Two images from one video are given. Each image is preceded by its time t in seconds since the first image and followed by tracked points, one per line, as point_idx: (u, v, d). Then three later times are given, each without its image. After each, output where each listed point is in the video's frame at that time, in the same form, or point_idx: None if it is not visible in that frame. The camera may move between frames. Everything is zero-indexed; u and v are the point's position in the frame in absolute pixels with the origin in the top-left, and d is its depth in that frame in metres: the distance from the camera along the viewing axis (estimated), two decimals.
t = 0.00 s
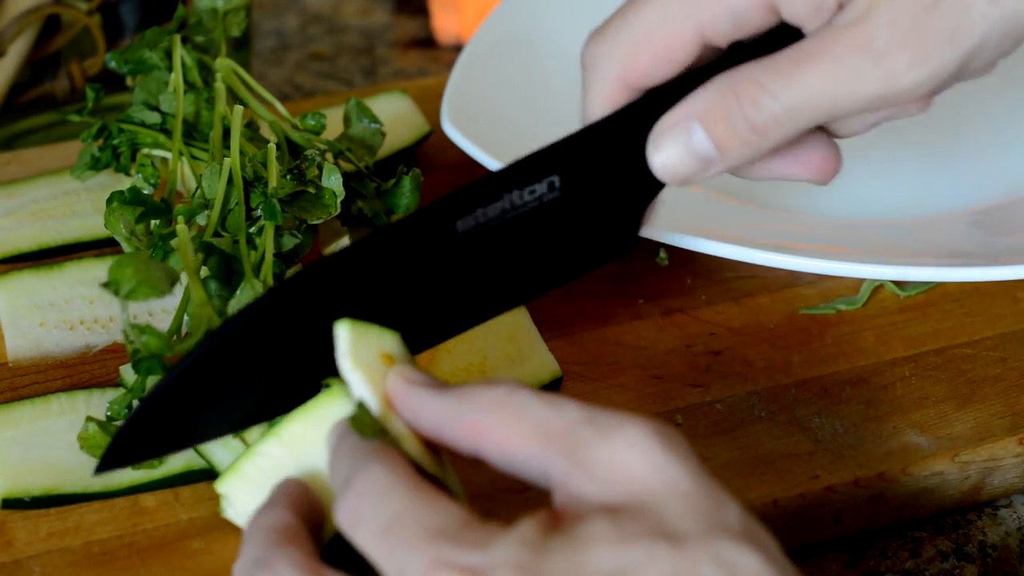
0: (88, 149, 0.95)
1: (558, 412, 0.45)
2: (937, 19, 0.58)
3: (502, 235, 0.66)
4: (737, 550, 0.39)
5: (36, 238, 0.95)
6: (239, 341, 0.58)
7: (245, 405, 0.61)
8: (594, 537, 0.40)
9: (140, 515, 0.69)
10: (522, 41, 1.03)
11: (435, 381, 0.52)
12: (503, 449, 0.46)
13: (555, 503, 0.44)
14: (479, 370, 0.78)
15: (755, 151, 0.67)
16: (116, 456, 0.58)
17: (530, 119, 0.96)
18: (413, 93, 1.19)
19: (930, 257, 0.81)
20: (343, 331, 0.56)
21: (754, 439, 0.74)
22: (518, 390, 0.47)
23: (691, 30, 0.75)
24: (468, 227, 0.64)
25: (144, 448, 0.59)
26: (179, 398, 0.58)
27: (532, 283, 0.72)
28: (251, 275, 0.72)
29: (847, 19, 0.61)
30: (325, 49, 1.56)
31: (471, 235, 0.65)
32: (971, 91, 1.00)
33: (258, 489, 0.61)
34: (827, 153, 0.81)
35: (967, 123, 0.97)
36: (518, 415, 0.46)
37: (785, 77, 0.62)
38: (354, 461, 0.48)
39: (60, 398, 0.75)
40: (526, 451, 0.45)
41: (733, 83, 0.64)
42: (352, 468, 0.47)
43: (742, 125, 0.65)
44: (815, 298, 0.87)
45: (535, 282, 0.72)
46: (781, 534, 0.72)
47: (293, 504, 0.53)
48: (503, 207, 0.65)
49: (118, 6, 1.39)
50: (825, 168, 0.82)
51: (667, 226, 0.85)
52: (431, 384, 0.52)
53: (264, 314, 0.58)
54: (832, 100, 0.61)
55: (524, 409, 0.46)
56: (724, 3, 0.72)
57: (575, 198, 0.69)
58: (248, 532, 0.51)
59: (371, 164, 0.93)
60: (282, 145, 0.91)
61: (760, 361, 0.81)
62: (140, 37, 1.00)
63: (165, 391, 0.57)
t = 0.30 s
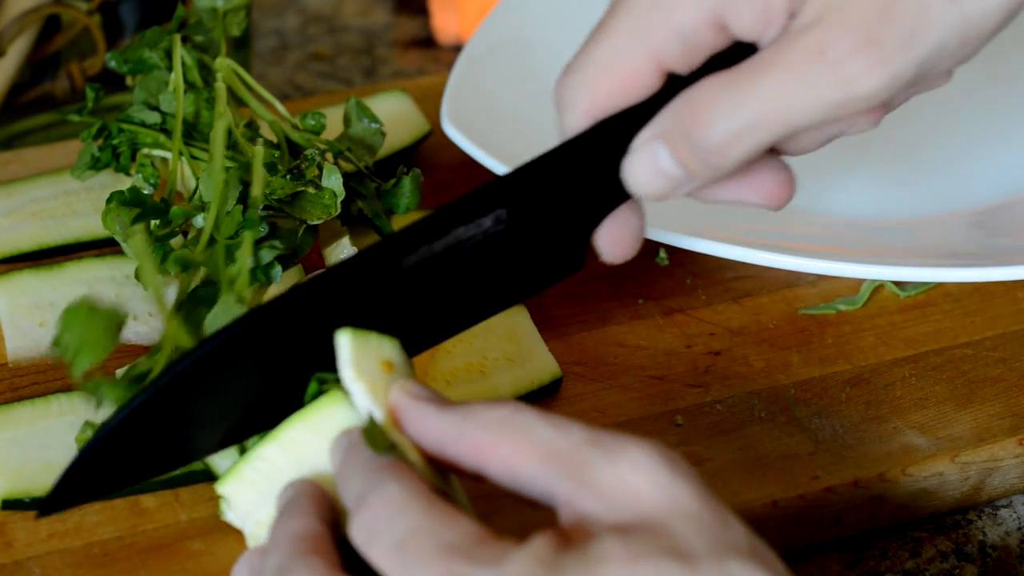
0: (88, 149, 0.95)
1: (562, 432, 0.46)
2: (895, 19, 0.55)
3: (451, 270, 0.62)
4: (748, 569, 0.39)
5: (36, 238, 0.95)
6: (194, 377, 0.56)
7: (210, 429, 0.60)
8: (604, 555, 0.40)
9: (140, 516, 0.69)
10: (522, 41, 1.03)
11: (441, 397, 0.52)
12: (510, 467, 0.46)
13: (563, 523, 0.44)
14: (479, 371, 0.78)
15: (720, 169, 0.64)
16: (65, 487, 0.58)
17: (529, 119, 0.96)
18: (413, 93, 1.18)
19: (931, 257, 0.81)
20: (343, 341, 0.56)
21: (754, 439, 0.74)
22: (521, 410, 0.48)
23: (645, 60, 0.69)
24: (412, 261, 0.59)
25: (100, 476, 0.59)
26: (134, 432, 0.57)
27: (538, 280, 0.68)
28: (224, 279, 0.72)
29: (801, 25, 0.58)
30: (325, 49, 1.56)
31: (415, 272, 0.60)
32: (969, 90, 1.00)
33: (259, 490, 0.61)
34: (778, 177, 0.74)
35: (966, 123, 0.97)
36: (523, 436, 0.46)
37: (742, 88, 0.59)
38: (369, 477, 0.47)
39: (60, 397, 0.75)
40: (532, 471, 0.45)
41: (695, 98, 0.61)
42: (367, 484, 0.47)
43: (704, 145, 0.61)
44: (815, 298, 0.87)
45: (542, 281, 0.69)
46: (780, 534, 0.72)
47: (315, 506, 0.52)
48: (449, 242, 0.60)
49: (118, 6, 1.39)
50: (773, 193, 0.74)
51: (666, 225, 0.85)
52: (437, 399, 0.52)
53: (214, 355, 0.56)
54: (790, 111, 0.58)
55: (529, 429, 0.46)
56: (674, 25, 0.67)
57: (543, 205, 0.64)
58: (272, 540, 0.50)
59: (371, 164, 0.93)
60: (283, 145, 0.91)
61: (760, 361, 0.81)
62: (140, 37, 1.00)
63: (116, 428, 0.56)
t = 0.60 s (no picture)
0: (88, 149, 0.95)
1: (565, 438, 0.46)
2: (866, 44, 0.55)
3: (432, 282, 0.63)
4: None
5: (35, 238, 0.95)
6: (189, 379, 0.58)
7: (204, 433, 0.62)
8: (605, 559, 0.40)
9: (140, 516, 0.69)
10: (522, 41, 1.04)
11: (446, 398, 0.53)
12: (512, 471, 0.46)
13: (562, 526, 0.44)
14: (479, 371, 0.78)
15: (697, 185, 0.63)
16: (61, 488, 0.59)
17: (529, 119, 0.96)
18: (413, 93, 1.18)
19: (930, 257, 0.81)
20: (354, 339, 0.57)
21: (754, 439, 0.74)
22: (525, 415, 0.48)
23: (621, 86, 0.65)
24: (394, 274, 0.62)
25: (95, 480, 0.60)
26: (130, 434, 0.59)
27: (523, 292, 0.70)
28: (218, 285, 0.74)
29: (773, 48, 0.57)
30: (325, 50, 1.56)
31: (393, 285, 0.62)
32: (969, 90, 1.00)
33: (261, 489, 0.61)
34: (776, 178, 0.72)
35: (965, 123, 0.97)
36: (526, 441, 0.46)
37: (712, 108, 0.58)
38: (372, 475, 0.47)
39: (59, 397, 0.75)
40: (534, 475, 0.46)
41: (668, 117, 0.61)
42: (369, 483, 0.47)
43: (677, 164, 0.61)
44: (815, 298, 0.87)
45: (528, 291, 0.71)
46: (780, 534, 0.72)
47: (316, 504, 0.52)
48: (427, 256, 0.62)
49: (118, 6, 1.39)
50: (775, 194, 0.73)
51: (665, 225, 0.85)
52: (442, 401, 0.52)
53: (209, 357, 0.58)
54: (760, 133, 0.58)
55: (532, 434, 0.46)
56: (650, 52, 0.63)
57: (529, 215, 0.66)
58: (272, 537, 0.50)
59: (371, 164, 0.93)
60: (283, 145, 0.91)
61: (760, 361, 0.81)
62: (140, 37, 1.00)
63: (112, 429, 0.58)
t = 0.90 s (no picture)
0: (88, 149, 0.95)
1: (562, 440, 0.46)
2: (881, 24, 0.56)
3: (451, 262, 0.64)
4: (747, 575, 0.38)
5: (35, 238, 0.95)
6: (192, 381, 0.58)
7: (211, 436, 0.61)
8: (603, 559, 0.40)
9: (140, 515, 0.69)
10: (522, 41, 1.04)
11: (442, 400, 0.52)
12: (509, 472, 0.47)
13: (560, 528, 0.44)
14: (479, 371, 0.77)
15: (713, 160, 0.64)
16: (77, 497, 0.60)
17: (529, 119, 0.96)
18: (413, 93, 1.19)
19: (930, 257, 0.81)
20: (349, 339, 0.56)
21: (754, 439, 0.74)
22: (522, 418, 0.48)
23: (639, 66, 0.65)
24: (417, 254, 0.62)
25: (104, 488, 0.60)
26: (137, 439, 0.58)
27: (524, 288, 0.70)
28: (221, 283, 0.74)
29: (789, 28, 0.58)
30: (325, 50, 1.56)
31: (415, 264, 0.62)
32: (968, 91, 1.00)
33: (259, 489, 0.61)
34: (815, 132, 0.71)
35: (964, 123, 0.97)
36: (523, 443, 0.46)
37: (729, 84, 0.59)
38: (370, 476, 0.47)
39: (58, 396, 0.75)
40: (532, 476, 0.46)
41: (682, 92, 0.61)
42: (367, 484, 0.47)
43: (694, 137, 0.62)
44: (815, 298, 0.87)
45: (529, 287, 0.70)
46: (780, 534, 0.72)
47: (314, 504, 0.52)
48: (447, 235, 0.62)
49: (118, 6, 1.39)
50: (818, 150, 0.72)
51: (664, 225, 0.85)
52: (440, 403, 0.52)
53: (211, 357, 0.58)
54: (777, 107, 0.59)
55: (529, 437, 0.46)
56: (667, 35, 0.64)
57: (536, 205, 0.66)
58: (270, 537, 0.50)
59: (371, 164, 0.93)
60: (283, 145, 0.91)
61: (760, 361, 0.81)
62: (140, 37, 1.00)
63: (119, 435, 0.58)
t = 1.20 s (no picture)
0: (88, 149, 0.95)
1: (561, 442, 0.46)
2: (849, 42, 0.54)
3: (421, 283, 0.64)
4: None
5: (35, 238, 0.95)
6: (190, 385, 0.60)
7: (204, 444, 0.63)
8: (601, 560, 0.40)
9: (140, 515, 0.69)
10: (521, 41, 1.04)
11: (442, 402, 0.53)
12: (507, 474, 0.47)
13: (558, 529, 0.44)
14: (479, 371, 0.77)
15: (684, 176, 0.63)
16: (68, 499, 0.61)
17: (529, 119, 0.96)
18: (413, 93, 1.19)
19: (931, 257, 0.81)
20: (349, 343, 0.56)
21: (754, 439, 0.74)
22: (521, 420, 0.48)
23: (603, 87, 0.63)
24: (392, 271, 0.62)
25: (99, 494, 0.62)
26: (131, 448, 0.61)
27: (511, 295, 0.70)
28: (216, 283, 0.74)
29: (755, 49, 0.57)
30: (325, 49, 1.56)
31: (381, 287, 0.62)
32: (969, 91, 1.00)
33: (258, 489, 0.61)
34: (784, 146, 0.70)
35: (965, 123, 0.97)
36: (522, 445, 0.46)
37: (696, 103, 0.58)
38: (369, 477, 0.47)
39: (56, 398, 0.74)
40: (531, 478, 0.46)
41: (653, 110, 0.60)
42: (366, 485, 0.47)
43: (664, 155, 0.60)
44: (815, 298, 0.87)
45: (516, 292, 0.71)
46: (780, 534, 0.72)
47: (314, 504, 0.52)
48: (414, 257, 0.62)
49: (118, 6, 1.39)
50: (785, 163, 0.71)
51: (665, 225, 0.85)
52: (439, 405, 0.52)
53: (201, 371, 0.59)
54: (744, 127, 0.58)
55: (528, 439, 0.47)
56: (631, 55, 0.61)
57: (513, 217, 0.66)
58: (270, 537, 0.50)
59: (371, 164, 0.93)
60: (283, 145, 0.91)
61: (760, 362, 0.81)
62: (140, 36, 1.00)
63: (112, 440, 0.60)
